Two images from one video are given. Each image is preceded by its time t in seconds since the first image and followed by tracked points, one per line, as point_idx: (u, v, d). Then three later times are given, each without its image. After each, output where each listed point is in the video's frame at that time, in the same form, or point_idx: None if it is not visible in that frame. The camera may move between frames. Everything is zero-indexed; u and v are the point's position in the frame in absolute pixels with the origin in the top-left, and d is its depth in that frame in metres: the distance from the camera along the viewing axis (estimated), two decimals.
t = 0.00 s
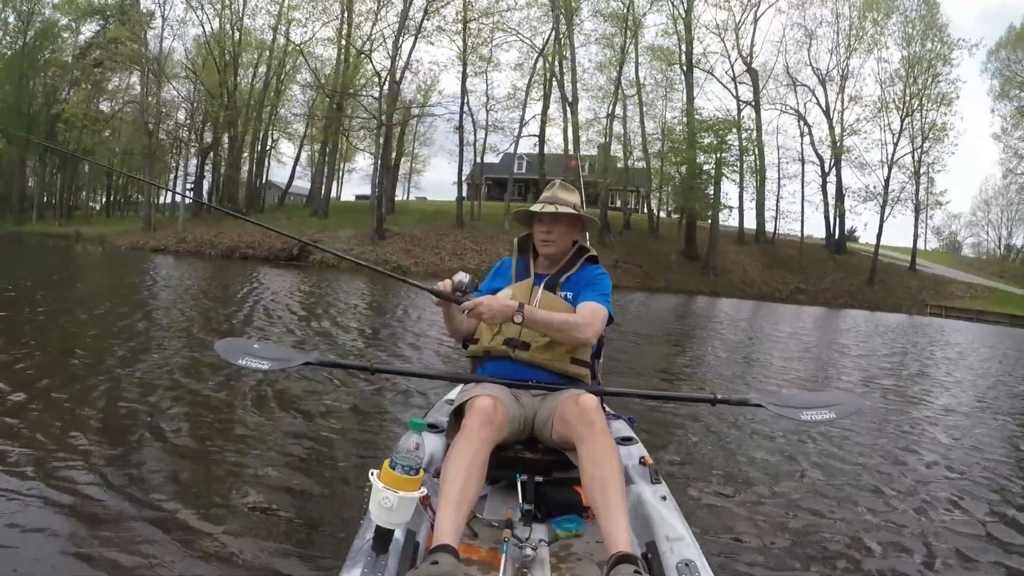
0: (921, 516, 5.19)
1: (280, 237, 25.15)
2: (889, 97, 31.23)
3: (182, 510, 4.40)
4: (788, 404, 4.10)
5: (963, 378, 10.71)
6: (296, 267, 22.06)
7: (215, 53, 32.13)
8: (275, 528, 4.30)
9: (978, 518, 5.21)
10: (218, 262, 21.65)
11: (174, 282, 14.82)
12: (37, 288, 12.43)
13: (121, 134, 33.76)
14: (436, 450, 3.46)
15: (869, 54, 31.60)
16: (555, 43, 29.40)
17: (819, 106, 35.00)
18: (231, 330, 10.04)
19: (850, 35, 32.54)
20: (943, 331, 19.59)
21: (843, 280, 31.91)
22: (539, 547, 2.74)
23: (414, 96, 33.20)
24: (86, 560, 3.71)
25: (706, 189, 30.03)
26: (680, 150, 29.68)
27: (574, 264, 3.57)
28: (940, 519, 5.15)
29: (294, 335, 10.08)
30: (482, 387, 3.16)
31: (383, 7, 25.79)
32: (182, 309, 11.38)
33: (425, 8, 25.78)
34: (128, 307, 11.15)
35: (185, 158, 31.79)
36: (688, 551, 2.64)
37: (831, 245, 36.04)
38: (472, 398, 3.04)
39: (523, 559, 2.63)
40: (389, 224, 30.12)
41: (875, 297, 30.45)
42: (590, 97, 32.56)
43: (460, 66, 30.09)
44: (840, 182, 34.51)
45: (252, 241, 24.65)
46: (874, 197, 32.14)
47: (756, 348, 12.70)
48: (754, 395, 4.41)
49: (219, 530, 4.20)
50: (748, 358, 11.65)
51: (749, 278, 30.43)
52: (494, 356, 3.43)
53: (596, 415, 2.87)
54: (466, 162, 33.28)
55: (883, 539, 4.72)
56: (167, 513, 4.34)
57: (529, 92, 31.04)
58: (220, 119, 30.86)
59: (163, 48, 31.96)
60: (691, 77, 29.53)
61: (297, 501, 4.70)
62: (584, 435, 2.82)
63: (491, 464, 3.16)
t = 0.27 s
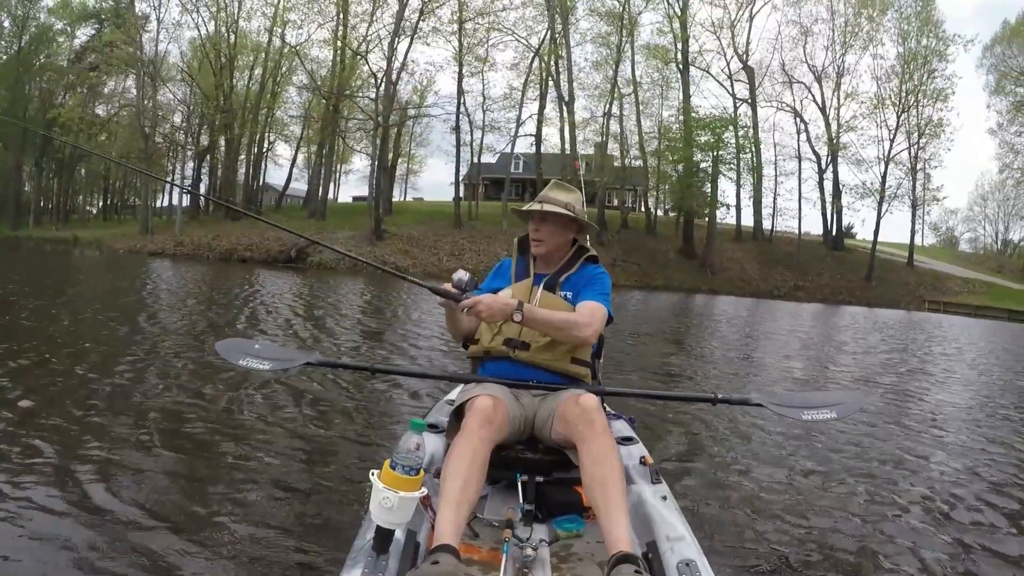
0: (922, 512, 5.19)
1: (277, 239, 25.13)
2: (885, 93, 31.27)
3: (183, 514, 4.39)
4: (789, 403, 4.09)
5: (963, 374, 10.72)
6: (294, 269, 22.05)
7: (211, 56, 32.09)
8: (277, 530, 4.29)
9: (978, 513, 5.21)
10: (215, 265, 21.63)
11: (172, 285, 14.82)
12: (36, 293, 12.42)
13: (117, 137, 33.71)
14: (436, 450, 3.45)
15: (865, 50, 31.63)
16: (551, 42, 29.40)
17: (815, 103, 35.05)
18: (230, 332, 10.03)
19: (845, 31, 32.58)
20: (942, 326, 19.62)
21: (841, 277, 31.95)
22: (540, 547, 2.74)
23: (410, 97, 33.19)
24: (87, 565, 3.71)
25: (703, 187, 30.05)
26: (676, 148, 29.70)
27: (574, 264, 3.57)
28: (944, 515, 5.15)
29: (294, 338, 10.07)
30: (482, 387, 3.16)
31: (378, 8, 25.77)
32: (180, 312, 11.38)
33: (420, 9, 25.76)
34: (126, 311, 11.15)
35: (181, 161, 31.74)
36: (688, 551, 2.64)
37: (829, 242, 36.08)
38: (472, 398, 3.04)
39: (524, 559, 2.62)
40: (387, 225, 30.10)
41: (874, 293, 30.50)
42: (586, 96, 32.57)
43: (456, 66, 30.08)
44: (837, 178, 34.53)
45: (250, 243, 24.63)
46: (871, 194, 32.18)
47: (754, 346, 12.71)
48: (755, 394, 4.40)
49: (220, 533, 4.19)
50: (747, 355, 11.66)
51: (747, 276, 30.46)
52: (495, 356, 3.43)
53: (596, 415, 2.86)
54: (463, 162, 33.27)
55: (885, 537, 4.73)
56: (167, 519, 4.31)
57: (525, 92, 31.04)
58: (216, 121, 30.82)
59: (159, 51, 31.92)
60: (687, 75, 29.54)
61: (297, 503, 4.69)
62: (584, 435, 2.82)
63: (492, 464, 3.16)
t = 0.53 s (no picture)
0: (922, 513, 5.20)
1: (276, 238, 25.10)
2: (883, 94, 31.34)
3: (182, 513, 4.39)
4: (789, 404, 4.09)
5: (961, 375, 10.73)
6: (292, 269, 22.04)
7: (210, 54, 32.06)
8: (277, 530, 4.28)
9: (976, 514, 5.23)
10: (213, 264, 21.60)
11: (171, 285, 14.81)
12: (35, 292, 12.42)
13: (115, 136, 33.65)
14: (436, 450, 3.45)
15: (864, 51, 31.69)
16: (550, 42, 29.41)
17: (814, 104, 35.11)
18: (229, 332, 10.02)
19: (843, 33, 32.65)
20: (940, 328, 19.67)
21: (839, 278, 32.00)
22: (541, 547, 2.73)
23: (409, 96, 33.19)
24: (86, 564, 3.70)
25: (701, 188, 30.09)
26: (675, 148, 29.73)
27: (575, 264, 3.57)
28: (944, 516, 5.15)
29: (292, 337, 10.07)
30: (483, 387, 3.16)
31: (377, 7, 25.76)
32: (178, 311, 11.36)
33: (419, 8, 25.76)
34: (125, 310, 11.14)
35: (179, 160, 31.70)
36: (689, 552, 2.64)
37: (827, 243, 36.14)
38: (473, 398, 3.03)
39: (524, 559, 2.62)
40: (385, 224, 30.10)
41: (872, 294, 30.55)
42: (585, 96, 32.60)
43: (455, 66, 30.08)
44: (836, 179, 34.58)
45: (249, 243, 24.60)
46: (869, 195, 32.25)
47: (753, 346, 12.72)
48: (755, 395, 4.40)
49: (220, 533, 4.19)
50: (745, 356, 11.67)
51: (745, 276, 30.50)
52: (496, 356, 3.43)
53: (597, 416, 2.86)
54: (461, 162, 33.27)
55: (885, 536, 4.73)
56: (166, 518, 4.30)
57: (524, 92, 31.06)
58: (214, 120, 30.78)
59: (157, 50, 31.89)
60: (685, 76, 29.57)
61: (297, 503, 4.69)
62: (586, 436, 2.82)
63: (493, 464, 3.15)
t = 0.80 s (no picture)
0: (921, 514, 5.20)
1: (274, 237, 25.06)
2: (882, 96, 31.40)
3: (181, 511, 4.38)
4: (789, 403, 4.11)
5: (958, 376, 10.77)
6: (290, 267, 22.02)
7: (209, 52, 32.00)
8: (276, 529, 4.27)
9: (975, 515, 5.23)
10: (211, 263, 21.57)
11: (169, 283, 14.80)
12: (32, 290, 12.38)
13: (113, 134, 33.58)
14: (437, 450, 3.45)
15: (863, 53, 31.73)
16: (549, 42, 29.41)
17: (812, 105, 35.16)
18: (227, 330, 10.00)
19: (843, 34, 32.68)
20: (938, 329, 19.70)
21: (837, 279, 32.04)
22: (541, 547, 2.73)
23: (408, 95, 33.16)
24: (84, 562, 3.69)
25: (700, 189, 30.11)
26: (674, 149, 29.75)
27: (576, 264, 3.57)
28: (942, 517, 5.16)
29: (291, 336, 10.05)
30: (483, 387, 3.15)
31: (376, 6, 25.72)
32: (176, 309, 11.34)
33: (419, 8, 25.74)
34: (122, 308, 11.12)
35: (178, 158, 31.64)
36: (689, 551, 2.64)
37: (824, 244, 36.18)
38: (473, 398, 3.03)
39: (524, 560, 2.61)
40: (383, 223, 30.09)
41: (870, 296, 30.58)
42: (584, 96, 32.61)
43: (454, 65, 30.06)
44: (834, 180, 34.62)
45: (247, 241, 24.55)
46: (867, 196, 32.30)
47: (751, 347, 12.72)
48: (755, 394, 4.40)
49: (219, 531, 4.18)
50: (743, 356, 11.68)
51: (743, 277, 30.54)
52: (497, 356, 3.43)
53: (597, 416, 2.86)
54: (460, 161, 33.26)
55: (883, 537, 4.75)
56: (164, 516, 4.29)
57: (523, 92, 31.05)
58: (213, 118, 30.73)
59: (156, 47, 31.82)
60: (684, 76, 29.60)
61: (296, 501, 4.68)
62: (586, 436, 2.82)
63: (493, 464, 3.15)
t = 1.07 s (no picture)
0: (920, 513, 5.20)
1: (272, 238, 25.03)
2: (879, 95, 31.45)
3: (179, 514, 4.36)
4: (790, 403, 4.11)
5: (956, 373, 10.80)
6: (288, 268, 22.00)
7: (205, 53, 31.95)
8: (275, 530, 4.26)
9: (974, 513, 5.23)
10: (209, 264, 21.55)
11: (167, 284, 14.79)
12: (30, 292, 12.35)
13: (110, 135, 33.52)
14: (437, 450, 3.44)
15: (860, 51, 31.78)
16: (547, 41, 29.40)
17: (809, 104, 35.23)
18: (224, 331, 9.97)
19: (839, 33, 32.72)
20: (935, 327, 19.75)
21: (835, 277, 32.10)
22: (541, 547, 2.73)
23: (405, 96, 33.14)
24: (83, 564, 3.68)
25: (697, 188, 30.12)
26: (671, 148, 29.77)
27: (576, 264, 3.57)
28: (941, 516, 5.15)
29: (289, 337, 10.03)
30: (483, 388, 3.15)
31: (374, 6, 25.68)
32: (173, 311, 11.31)
33: (416, 8, 25.71)
34: (121, 309, 11.11)
35: (175, 159, 31.59)
36: (689, 551, 2.64)
37: (822, 242, 36.24)
38: (473, 398, 3.03)
39: (524, 559, 2.61)
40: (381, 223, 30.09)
41: (867, 294, 30.62)
42: (581, 96, 32.62)
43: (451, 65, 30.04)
44: (831, 179, 34.67)
45: (244, 242, 24.50)
46: (865, 195, 32.35)
47: (750, 346, 12.72)
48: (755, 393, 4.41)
49: (218, 533, 4.17)
50: (742, 355, 11.67)
51: (741, 276, 30.59)
52: (496, 356, 3.43)
53: (597, 416, 2.86)
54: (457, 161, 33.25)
55: (882, 536, 4.74)
56: (162, 519, 4.28)
57: (520, 92, 31.04)
58: (210, 119, 30.69)
59: (152, 49, 31.75)
60: (682, 76, 29.61)
61: (295, 503, 4.66)
62: (587, 435, 2.82)
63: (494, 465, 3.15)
